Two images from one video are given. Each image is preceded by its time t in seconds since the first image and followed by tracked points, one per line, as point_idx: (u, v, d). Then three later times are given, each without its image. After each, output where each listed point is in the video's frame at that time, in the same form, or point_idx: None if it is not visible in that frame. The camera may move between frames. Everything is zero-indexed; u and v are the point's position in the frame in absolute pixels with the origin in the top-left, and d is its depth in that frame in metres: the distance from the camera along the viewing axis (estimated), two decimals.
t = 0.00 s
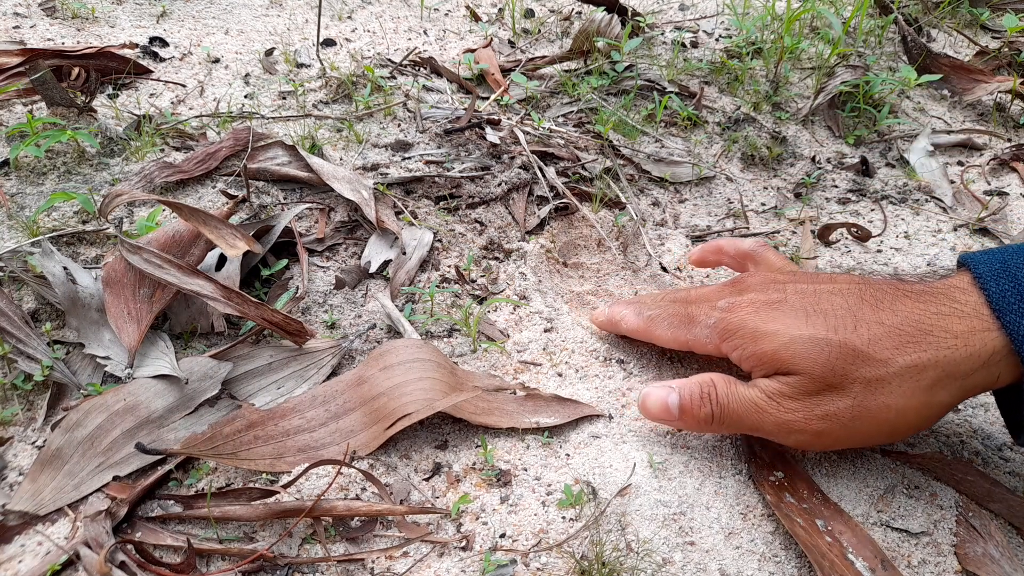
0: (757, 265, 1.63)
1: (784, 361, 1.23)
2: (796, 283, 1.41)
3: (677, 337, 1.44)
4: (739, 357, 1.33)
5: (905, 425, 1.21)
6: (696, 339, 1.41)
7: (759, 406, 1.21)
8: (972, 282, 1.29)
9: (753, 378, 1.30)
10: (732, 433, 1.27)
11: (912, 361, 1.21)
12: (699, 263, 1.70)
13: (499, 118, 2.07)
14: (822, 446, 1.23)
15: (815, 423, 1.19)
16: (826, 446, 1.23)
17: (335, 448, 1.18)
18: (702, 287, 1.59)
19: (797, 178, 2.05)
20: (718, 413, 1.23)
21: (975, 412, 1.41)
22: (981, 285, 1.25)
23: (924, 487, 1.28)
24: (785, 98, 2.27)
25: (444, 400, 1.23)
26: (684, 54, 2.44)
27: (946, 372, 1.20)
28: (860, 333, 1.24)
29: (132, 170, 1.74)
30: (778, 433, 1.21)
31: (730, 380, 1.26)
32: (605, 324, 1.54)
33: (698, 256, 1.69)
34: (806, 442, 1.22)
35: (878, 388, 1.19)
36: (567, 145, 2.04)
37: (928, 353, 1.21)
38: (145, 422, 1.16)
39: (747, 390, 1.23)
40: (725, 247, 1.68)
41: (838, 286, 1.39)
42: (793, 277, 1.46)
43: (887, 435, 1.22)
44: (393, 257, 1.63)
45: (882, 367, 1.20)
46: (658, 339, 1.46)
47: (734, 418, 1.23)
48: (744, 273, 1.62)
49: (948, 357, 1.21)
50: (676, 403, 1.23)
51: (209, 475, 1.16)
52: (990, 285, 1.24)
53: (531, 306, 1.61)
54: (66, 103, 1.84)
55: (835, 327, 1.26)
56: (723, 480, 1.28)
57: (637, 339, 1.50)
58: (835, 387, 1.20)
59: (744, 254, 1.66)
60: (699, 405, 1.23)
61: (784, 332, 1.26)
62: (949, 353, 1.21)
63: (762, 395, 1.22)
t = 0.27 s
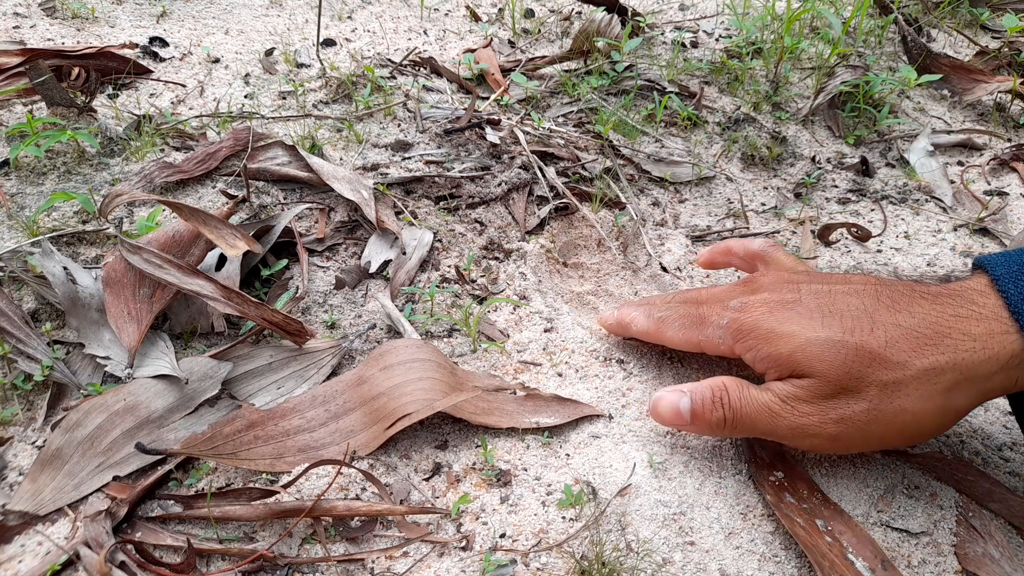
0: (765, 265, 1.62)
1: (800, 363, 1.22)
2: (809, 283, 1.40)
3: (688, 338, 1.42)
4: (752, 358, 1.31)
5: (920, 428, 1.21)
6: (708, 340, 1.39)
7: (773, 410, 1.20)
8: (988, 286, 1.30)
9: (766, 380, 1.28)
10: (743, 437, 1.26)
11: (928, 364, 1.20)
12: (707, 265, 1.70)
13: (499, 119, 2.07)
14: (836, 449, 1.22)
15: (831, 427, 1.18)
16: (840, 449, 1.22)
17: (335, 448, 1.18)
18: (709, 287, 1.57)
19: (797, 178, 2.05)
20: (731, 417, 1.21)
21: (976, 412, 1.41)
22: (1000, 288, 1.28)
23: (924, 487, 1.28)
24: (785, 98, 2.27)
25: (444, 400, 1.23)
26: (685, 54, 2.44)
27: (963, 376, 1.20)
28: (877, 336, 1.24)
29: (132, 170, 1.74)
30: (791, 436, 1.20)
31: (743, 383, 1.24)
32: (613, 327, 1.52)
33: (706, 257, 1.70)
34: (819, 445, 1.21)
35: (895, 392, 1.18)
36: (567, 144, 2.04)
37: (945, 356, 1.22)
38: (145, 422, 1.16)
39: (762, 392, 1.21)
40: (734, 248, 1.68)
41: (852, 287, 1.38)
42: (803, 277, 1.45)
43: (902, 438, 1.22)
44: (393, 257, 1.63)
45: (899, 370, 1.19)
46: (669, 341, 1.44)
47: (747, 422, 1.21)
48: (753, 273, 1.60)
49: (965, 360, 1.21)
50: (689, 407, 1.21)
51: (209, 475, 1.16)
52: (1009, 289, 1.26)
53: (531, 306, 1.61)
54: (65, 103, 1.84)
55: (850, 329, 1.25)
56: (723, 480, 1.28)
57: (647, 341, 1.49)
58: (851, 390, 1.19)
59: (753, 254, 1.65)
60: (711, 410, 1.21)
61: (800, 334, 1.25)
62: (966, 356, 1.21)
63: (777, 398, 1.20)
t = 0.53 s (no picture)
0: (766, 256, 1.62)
1: (795, 345, 1.21)
2: (808, 270, 1.40)
3: (684, 321, 1.44)
4: (748, 342, 1.31)
5: (914, 412, 1.20)
6: (704, 322, 1.41)
7: (767, 392, 1.20)
8: (983, 274, 1.31)
9: (762, 364, 1.29)
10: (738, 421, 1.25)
11: (924, 348, 1.19)
12: (707, 258, 1.70)
13: (499, 119, 2.07)
14: (829, 433, 1.21)
15: (824, 410, 1.17)
16: (833, 433, 1.20)
17: (335, 448, 1.18)
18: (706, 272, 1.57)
19: (797, 178, 2.05)
20: (725, 399, 1.21)
21: (976, 412, 1.41)
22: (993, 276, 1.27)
23: (924, 487, 1.28)
24: (785, 98, 2.27)
25: (444, 400, 1.23)
26: (685, 53, 2.44)
27: (957, 360, 1.19)
28: (873, 320, 1.23)
29: (132, 170, 1.74)
30: (785, 419, 1.19)
31: (737, 367, 1.25)
32: (606, 314, 1.53)
33: (706, 251, 1.69)
34: (813, 429, 1.20)
35: (889, 374, 1.17)
36: (567, 145, 2.04)
37: (939, 341, 1.21)
38: (145, 422, 1.16)
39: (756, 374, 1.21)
40: (733, 240, 1.67)
41: (850, 274, 1.38)
42: (803, 265, 1.45)
43: (896, 422, 1.21)
44: (393, 257, 1.63)
45: (893, 353, 1.18)
46: (665, 324, 1.46)
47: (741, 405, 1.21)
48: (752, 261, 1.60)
49: (960, 345, 1.20)
50: (681, 390, 1.23)
51: (209, 475, 1.16)
52: (1003, 276, 1.26)
53: (531, 306, 1.61)
54: (65, 103, 1.84)
55: (846, 312, 1.24)
56: (723, 480, 1.28)
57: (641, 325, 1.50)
58: (845, 372, 1.17)
59: (753, 246, 1.66)
60: (705, 393, 1.22)
61: (796, 316, 1.25)
62: (962, 341, 1.21)
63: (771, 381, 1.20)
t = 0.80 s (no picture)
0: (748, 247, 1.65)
1: (756, 331, 1.27)
2: (778, 262, 1.44)
3: (654, 309, 1.49)
4: (716, 330, 1.36)
5: (868, 396, 1.23)
6: (675, 311, 1.46)
7: (730, 374, 1.24)
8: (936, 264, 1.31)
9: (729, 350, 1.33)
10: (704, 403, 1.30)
11: (880, 335, 1.22)
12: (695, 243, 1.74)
13: (499, 118, 2.07)
14: (787, 415, 1.25)
15: (783, 392, 1.22)
16: (792, 415, 1.25)
17: (335, 448, 1.18)
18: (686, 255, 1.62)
19: (797, 178, 2.05)
20: (691, 381, 1.25)
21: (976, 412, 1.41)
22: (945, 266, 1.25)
23: (924, 487, 1.28)
24: (785, 98, 2.27)
25: (444, 400, 1.23)
26: (685, 53, 2.44)
27: (908, 346, 1.21)
28: (830, 308, 1.26)
29: (132, 170, 1.74)
30: (747, 400, 1.24)
31: (704, 351, 1.29)
32: (574, 289, 1.58)
33: (694, 235, 1.73)
34: (772, 410, 1.25)
35: (845, 359, 1.21)
36: (567, 145, 2.04)
37: (893, 328, 1.23)
38: (145, 422, 1.16)
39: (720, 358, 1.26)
40: (721, 227, 1.72)
41: (814, 265, 1.41)
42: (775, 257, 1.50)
43: (851, 406, 1.25)
44: (393, 257, 1.63)
45: (848, 339, 1.22)
46: (634, 309, 1.51)
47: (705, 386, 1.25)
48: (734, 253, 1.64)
49: (911, 332, 1.22)
50: (650, 371, 1.26)
51: (209, 475, 1.16)
52: (953, 267, 1.23)
53: (531, 306, 1.61)
54: (65, 103, 1.84)
55: (808, 301, 1.28)
56: (723, 480, 1.28)
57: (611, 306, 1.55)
58: (803, 356, 1.22)
59: (738, 236, 1.69)
60: (673, 374, 1.26)
61: (760, 305, 1.30)
62: (913, 328, 1.22)
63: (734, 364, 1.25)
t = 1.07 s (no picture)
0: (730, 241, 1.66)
1: (725, 323, 1.30)
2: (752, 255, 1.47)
3: (631, 305, 1.51)
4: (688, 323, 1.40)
5: (834, 382, 1.26)
6: (651, 306, 1.48)
7: (701, 364, 1.28)
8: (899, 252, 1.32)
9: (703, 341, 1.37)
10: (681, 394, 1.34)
11: (844, 322, 1.25)
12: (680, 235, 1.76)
13: (499, 118, 2.07)
14: (758, 403, 1.29)
15: (751, 380, 1.25)
16: (763, 402, 1.28)
17: (335, 448, 1.18)
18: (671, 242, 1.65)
19: (797, 178, 2.05)
20: (665, 372, 1.30)
21: (975, 412, 1.41)
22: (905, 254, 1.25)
23: (924, 487, 1.28)
24: (785, 98, 2.27)
25: (444, 400, 1.23)
26: (684, 53, 2.44)
27: (870, 333, 1.24)
28: (795, 298, 1.30)
29: (132, 170, 1.74)
30: (718, 389, 1.28)
31: (679, 344, 1.33)
32: (555, 284, 1.61)
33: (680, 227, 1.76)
34: (744, 398, 1.28)
35: (809, 347, 1.24)
36: (567, 145, 2.04)
37: (855, 316, 1.25)
38: (145, 422, 1.16)
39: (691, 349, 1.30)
40: (704, 220, 1.72)
41: (783, 257, 1.43)
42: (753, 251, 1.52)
43: (820, 393, 1.28)
44: (393, 257, 1.63)
45: (812, 328, 1.25)
46: (613, 305, 1.53)
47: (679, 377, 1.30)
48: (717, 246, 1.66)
49: (873, 319, 1.24)
50: (625, 364, 1.31)
51: (209, 475, 1.16)
52: (912, 255, 1.23)
53: (531, 306, 1.61)
54: (66, 103, 1.84)
55: (775, 292, 1.32)
56: (723, 480, 1.28)
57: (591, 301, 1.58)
58: (769, 345, 1.25)
59: (721, 230, 1.69)
60: (648, 365, 1.31)
61: (728, 297, 1.34)
62: (874, 315, 1.24)
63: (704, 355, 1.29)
